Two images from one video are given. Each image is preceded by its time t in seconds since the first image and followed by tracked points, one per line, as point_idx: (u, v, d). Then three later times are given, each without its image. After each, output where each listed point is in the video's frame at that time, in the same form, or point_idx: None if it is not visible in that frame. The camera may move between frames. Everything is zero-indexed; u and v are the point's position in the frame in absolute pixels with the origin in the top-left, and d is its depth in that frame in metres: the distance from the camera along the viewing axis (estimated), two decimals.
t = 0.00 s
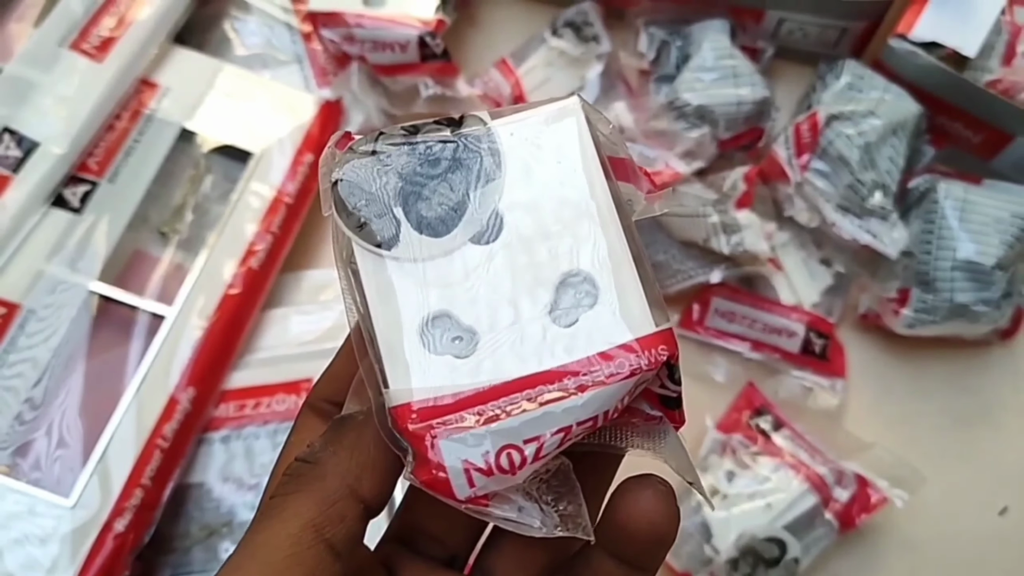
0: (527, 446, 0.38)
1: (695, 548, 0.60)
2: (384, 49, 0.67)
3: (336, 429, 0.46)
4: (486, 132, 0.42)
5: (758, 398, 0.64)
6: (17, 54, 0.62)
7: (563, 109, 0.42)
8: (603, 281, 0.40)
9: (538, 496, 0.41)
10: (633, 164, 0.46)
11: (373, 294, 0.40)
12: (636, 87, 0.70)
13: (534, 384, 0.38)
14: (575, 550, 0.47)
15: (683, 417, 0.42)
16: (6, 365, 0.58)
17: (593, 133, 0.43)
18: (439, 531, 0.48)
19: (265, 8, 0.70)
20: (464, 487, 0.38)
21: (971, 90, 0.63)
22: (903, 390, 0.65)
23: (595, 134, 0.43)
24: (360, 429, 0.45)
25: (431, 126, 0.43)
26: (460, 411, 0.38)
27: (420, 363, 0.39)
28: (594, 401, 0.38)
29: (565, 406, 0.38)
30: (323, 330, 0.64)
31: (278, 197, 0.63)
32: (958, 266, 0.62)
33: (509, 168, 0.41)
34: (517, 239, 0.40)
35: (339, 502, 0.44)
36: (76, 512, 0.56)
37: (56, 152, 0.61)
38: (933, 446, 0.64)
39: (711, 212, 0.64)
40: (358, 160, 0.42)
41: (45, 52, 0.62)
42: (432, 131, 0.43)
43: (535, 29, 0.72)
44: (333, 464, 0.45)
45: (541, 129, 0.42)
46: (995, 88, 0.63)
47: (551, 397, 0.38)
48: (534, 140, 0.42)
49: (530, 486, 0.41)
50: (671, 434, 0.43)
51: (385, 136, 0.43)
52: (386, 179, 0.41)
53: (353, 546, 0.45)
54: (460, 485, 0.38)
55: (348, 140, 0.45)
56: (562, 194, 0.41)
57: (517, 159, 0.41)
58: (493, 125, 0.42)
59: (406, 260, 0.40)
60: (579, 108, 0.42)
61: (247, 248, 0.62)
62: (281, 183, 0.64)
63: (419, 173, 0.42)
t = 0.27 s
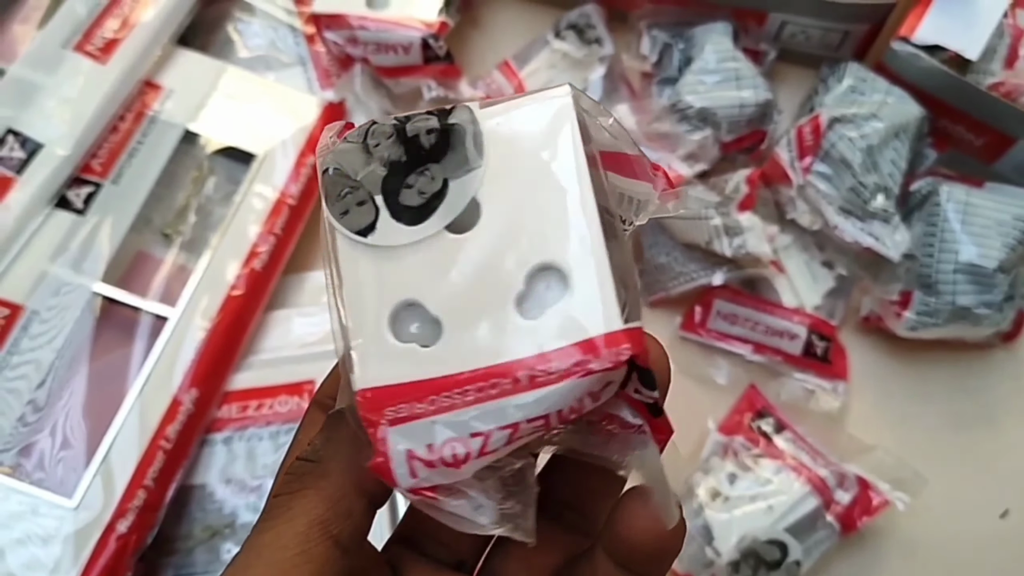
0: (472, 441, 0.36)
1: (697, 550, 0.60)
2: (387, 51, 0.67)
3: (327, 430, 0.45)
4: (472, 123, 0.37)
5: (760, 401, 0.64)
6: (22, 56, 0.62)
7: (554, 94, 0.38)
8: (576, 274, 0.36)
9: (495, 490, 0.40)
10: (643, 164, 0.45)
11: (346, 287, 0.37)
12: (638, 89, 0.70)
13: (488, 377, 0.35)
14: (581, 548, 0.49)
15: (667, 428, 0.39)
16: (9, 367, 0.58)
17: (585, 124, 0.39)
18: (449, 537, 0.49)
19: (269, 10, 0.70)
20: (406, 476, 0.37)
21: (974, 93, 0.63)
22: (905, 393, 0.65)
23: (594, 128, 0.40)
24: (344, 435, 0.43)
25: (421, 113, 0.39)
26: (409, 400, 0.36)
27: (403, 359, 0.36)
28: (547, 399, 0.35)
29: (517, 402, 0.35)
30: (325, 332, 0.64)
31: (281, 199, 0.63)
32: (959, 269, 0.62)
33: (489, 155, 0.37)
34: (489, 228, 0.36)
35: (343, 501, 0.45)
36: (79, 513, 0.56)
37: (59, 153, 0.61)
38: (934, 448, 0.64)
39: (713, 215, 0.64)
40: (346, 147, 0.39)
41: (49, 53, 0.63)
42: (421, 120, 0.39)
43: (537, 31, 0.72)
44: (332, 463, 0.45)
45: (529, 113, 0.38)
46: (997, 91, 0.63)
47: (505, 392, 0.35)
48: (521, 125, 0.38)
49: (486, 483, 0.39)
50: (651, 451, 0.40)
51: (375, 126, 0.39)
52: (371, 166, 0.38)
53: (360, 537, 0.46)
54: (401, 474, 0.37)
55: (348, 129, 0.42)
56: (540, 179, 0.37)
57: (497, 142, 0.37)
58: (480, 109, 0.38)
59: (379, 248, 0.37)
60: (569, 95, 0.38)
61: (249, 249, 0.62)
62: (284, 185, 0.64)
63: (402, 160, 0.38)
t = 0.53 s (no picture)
0: (443, 459, 0.34)
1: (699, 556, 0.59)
2: (387, 51, 0.66)
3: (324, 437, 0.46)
4: (474, 121, 0.36)
5: (764, 405, 0.64)
6: (19, 56, 0.61)
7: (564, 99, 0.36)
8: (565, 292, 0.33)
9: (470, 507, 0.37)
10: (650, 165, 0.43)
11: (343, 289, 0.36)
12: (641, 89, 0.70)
13: (467, 395, 0.33)
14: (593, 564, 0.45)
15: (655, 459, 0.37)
16: (5, 371, 0.57)
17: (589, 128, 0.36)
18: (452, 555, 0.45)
19: (267, 10, 0.69)
20: (377, 489, 0.35)
21: (980, 94, 0.62)
22: (911, 397, 0.64)
23: (601, 130, 0.39)
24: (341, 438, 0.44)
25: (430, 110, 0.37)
26: (388, 411, 0.34)
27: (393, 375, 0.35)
28: (522, 424, 0.33)
29: (493, 423, 0.33)
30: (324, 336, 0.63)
31: (279, 202, 0.63)
32: (966, 273, 0.61)
33: (489, 159, 0.35)
34: (480, 237, 0.34)
35: (342, 509, 0.44)
36: (76, 519, 0.55)
37: (56, 155, 0.60)
38: (939, 453, 0.63)
39: (716, 218, 0.64)
40: (352, 142, 0.38)
41: (46, 53, 0.62)
42: (427, 117, 0.37)
43: (538, 31, 0.71)
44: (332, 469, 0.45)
45: (534, 118, 0.36)
46: (1004, 93, 0.62)
47: (482, 413, 0.33)
48: (522, 131, 0.36)
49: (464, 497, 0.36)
50: (637, 485, 0.37)
51: (384, 121, 0.38)
52: (374, 164, 0.37)
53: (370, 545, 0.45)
54: (373, 487, 0.35)
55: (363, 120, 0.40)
56: (535, 188, 0.35)
57: (500, 145, 0.35)
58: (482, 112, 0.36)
59: (373, 250, 0.36)
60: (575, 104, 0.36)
61: (248, 252, 0.62)
62: (283, 187, 0.63)
63: (404, 162, 0.36)
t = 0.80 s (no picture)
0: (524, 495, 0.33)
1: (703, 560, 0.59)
2: (386, 53, 0.66)
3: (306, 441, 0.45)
4: (498, 135, 0.34)
5: (766, 407, 0.63)
6: (17, 58, 0.61)
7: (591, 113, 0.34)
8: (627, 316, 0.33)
9: (540, 536, 0.37)
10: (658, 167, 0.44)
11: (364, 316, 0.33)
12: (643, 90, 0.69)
13: (529, 430, 0.32)
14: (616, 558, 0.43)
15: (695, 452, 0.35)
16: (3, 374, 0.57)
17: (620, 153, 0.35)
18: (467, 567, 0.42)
19: (268, 14, 0.70)
20: (458, 533, 0.34)
21: (982, 95, 0.62)
22: (913, 399, 0.64)
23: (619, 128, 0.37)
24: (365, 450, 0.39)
25: (444, 124, 0.36)
26: (451, 454, 0.32)
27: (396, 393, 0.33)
28: (593, 454, 0.33)
29: (570, 457, 0.33)
30: (322, 340, 0.62)
31: (278, 205, 0.63)
32: (969, 274, 0.61)
33: (521, 179, 0.33)
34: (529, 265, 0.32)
35: (344, 536, 0.41)
36: (75, 523, 0.55)
37: (54, 158, 0.60)
38: (943, 456, 0.63)
39: (718, 219, 0.63)
40: (361, 157, 0.35)
41: (43, 56, 0.61)
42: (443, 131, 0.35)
43: (538, 32, 0.71)
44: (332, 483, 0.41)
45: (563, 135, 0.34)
46: (1006, 94, 0.61)
47: (553, 449, 0.32)
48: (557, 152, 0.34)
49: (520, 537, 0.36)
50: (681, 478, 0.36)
51: (392, 136, 0.35)
52: (389, 183, 0.34)
53: None
54: (453, 529, 0.34)
55: (354, 127, 0.38)
56: (588, 210, 0.33)
57: (534, 164, 0.33)
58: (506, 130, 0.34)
59: (403, 282, 0.33)
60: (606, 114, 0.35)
61: (247, 255, 0.61)
62: (282, 190, 0.63)
63: (424, 180, 0.34)
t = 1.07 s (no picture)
0: (559, 521, 0.35)
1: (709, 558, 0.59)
2: (392, 51, 0.66)
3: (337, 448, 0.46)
4: (541, 146, 0.32)
5: (773, 406, 0.63)
6: (25, 57, 0.61)
7: (641, 129, 0.33)
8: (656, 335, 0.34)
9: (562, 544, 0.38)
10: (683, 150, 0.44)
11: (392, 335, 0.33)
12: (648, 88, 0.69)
13: (568, 458, 0.33)
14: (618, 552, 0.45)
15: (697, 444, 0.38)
16: (12, 372, 0.57)
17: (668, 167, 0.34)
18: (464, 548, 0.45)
19: (275, 12, 0.70)
20: (489, 557, 0.35)
21: (990, 92, 0.62)
22: (921, 397, 0.64)
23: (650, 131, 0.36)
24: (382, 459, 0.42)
25: (473, 133, 0.32)
26: (490, 484, 0.33)
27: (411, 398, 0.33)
28: (627, 478, 0.34)
29: (605, 484, 0.34)
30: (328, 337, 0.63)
31: (285, 203, 0.63)
32: (976, 272, 0.61)
33: (567, 205, 0.32)
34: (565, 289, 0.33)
35: (365, 535, 0.42)
36: (83, 521, 0.55)
37: (61, 157, 0.60)
38: (950, 455, 0.62)
39: (725, 218, 0.64)
40: (386, 176, 0.32)
41: (50, 55, 0.62)
42: (475, 143, 0.32)
43: (544, 29, 0.71)
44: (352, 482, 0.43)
45: (609, 150, 0.33)
46: (1014, 90, 0.61)
47: (592, 471, 0.34)
48: (600, 169, 0.33)
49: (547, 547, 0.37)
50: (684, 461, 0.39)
51: (415, 146, 0.32)
52: (419, 206, 0.31)
53: None
54: (483, 554, 0.35)
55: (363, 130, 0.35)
56: (631, 240, 0.33)
57: (581, 188, 0.33)
58: (552, 139, 0.33)
59: (442, 315, 0.32)
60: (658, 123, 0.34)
61: (253, 253, 0.61)
62: (288, 188, 0.63)
63: (457, 203, 0.31)
